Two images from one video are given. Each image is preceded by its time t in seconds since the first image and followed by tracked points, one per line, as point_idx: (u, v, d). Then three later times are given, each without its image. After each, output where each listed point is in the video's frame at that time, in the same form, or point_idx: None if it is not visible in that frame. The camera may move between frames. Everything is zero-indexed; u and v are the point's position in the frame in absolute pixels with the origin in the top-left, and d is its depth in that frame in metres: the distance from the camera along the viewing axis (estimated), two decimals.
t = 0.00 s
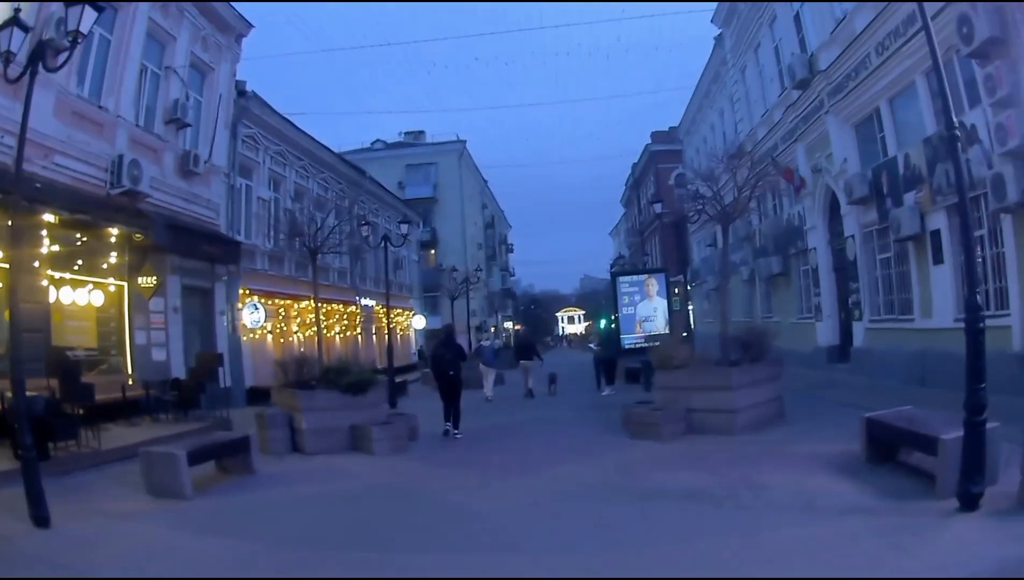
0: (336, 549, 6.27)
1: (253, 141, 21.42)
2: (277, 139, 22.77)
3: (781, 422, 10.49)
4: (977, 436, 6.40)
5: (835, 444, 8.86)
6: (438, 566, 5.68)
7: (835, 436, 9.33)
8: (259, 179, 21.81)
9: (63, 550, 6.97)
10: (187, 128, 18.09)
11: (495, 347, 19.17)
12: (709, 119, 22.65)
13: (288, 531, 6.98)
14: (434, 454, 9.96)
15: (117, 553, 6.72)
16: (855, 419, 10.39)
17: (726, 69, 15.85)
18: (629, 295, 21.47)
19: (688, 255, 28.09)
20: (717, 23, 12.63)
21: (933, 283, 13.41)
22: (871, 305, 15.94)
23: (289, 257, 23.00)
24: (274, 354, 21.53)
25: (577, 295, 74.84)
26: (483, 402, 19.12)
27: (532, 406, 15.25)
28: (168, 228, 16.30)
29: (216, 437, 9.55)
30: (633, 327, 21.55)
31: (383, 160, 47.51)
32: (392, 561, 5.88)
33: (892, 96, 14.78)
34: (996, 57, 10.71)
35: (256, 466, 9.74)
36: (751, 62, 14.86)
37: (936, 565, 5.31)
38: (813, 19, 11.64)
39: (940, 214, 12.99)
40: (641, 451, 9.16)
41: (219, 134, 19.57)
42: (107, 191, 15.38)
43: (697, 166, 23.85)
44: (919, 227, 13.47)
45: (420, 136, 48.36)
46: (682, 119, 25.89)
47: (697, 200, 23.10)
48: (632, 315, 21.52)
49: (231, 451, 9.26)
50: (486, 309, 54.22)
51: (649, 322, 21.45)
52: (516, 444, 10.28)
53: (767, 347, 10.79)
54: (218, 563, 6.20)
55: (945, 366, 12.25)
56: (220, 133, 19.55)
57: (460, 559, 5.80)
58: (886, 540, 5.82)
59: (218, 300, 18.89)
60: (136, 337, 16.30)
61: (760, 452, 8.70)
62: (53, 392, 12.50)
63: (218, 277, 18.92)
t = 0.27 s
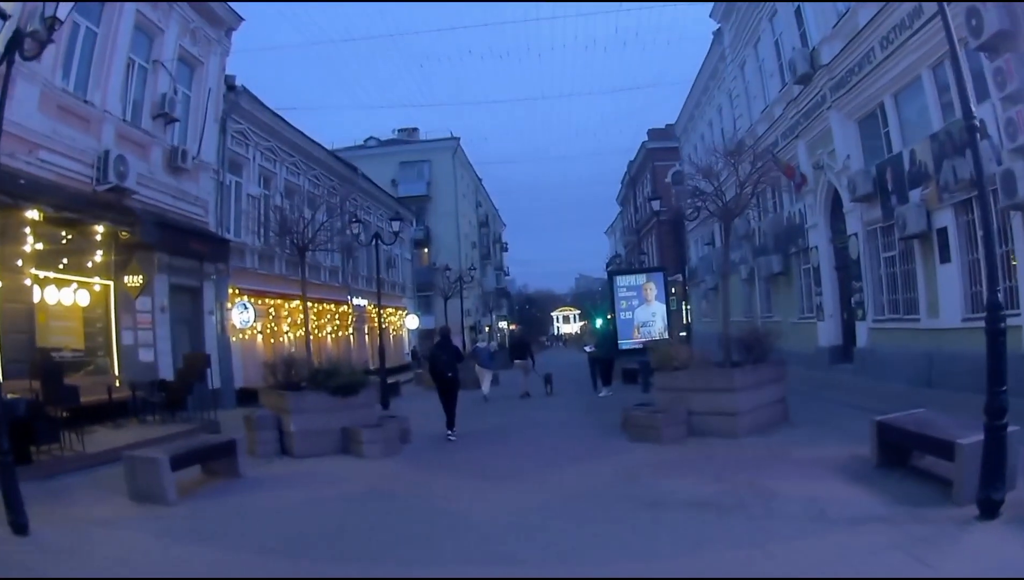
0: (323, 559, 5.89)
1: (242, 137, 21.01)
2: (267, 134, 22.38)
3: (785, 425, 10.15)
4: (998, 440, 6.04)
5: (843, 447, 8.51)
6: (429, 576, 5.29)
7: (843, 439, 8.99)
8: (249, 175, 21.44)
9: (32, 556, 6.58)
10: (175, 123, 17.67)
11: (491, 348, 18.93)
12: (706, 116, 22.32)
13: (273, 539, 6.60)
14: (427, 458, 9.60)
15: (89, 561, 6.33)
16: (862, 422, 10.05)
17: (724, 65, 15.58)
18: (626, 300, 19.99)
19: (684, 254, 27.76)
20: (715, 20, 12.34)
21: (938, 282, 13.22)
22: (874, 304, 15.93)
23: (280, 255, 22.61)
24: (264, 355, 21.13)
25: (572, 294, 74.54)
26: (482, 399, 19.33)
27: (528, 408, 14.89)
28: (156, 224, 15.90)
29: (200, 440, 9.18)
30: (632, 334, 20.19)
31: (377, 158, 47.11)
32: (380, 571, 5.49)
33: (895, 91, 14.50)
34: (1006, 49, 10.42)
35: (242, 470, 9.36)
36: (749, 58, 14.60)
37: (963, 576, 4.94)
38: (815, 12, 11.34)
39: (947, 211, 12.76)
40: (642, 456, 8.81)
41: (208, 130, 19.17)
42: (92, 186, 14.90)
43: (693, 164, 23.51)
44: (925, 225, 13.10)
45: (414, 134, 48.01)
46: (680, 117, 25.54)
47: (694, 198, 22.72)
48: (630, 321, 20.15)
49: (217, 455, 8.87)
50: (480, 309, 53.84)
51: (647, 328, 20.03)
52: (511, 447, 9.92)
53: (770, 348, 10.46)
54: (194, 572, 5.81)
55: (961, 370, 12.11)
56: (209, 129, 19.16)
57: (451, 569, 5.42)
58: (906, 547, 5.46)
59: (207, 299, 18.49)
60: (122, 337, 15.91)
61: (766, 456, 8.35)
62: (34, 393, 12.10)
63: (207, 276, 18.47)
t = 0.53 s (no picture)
0: (305, 563, 5.57)
1: (231, 130, 20.63)
2: (257, 128, 22.01)
3: (785, 425, 9.86)
4: (1015, 441, 5.77)
5: (847, 449, 8.23)
6: None
7: (846, 441, 8.71)
8: (239, 169, 21.08)
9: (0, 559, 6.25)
10: (164, 115, 16.88)
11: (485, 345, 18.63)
12: (703, 110, 21.99)
13: (255, 542, 6.29)
14: (416, 458, 9.29)
15: (59, 564, 6.00)
16: (865, 423, 9.77)
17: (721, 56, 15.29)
18: (622, 302, 19.57)
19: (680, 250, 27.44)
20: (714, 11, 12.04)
21: (944, 277, 13.05)
22: (876, 301, 15.79)
23: (269, 251, 22.27)
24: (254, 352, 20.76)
25: (566, 292, 74.20)
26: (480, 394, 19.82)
27: (521, 407, 14.57)
28: (143, 219, 15.51)
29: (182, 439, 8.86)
30: (627, 336, 19.69)
31: (371, 153, 46.63)
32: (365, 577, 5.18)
33: (898, 83, 14.22)
34: (1015, 38, 10.16)
35: (226, 471, 9.04)
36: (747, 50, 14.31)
37: None
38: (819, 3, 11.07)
39: (953, 205, 12.58)
40: (638, 456, 8.51)
41: (197, 121, 18.73)
42: (79, 179, 14.68)
43: (690, 158, 23.18)
44: (930, 219, 13.00)
45: (408, 130, 47.64)
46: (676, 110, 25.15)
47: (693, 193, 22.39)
48: (625, 324, 19.67)
49: (200, 456, 8.55)
50: (474, 306, 53.49)
51: (643, 330, 19.55)
52: (503, 448, 9.62)
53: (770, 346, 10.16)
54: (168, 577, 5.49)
55: (969, 368, 11.86)
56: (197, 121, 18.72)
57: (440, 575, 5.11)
58: (921, 552, 5.17)
59: (195, 295, 18.14)
60: (109, 334, 15.50)
61: (767, 458, 8.06)
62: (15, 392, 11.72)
63: (195, 271, 18.14)
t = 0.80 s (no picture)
0: (289, 563, 5.37)
1: (222, 118, 20.28)
2: (248, 115, 21.66)
3: (785, 417, 9.67)
4: None
5: (850, 445, 8.04)
6: None
7: (847, 436, 8.52)
8: (231, 157, 20.77)
9: None
10: (153, 103, 16.81)
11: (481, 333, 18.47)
12: (700, 96, 21.69)
13: (237, 541, 6.06)
14: (407, 451, 9.09)
15: (33, 565, 5.77)
16: (866, 417, 9.59)
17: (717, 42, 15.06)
18: (618, 290, 19.25)
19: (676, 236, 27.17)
20: None
21: (944, 270, 12.96)
22: (875, 290, 15.66)
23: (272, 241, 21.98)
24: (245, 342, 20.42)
25: (560, 277, 73.93)
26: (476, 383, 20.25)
27: (514, 395, 14.37)
28: (132, 209, 15.21)
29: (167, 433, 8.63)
30: (623, 324, 19.29)
31: (363, 138, 46.20)
32: None
33: (900, 71, 14.00)
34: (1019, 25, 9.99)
35: (212, 466, 8.82)
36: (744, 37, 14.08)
37: None
38: None
39: (956, 194, 12.43)
40: (634, 449, 8.32)
41: (189, 109, 18.56)
42: (64, 170, 14.19)
43: (686, 146, 22.88)
44: (932, 208, 12.95)
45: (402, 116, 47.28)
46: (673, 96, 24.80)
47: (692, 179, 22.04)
48: (622, 312, 19.25)
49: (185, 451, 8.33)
50: (468, 292, 53.27)
51: (639, 320, 19.23)
52: (496, 440, 9.42)
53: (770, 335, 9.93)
54: None
55: (971, 363, 11.78)
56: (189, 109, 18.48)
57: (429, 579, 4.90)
58: (930, 557, 4.98)
59: (185, 285, 17.80)
60: (97, 325, 15.20)
61: (767, 453, 7.86)
62: None
63: (185, 260, 17.84)
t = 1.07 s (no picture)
0: (274, 562, 5.21)
1: (214, 104, 20.01)
2: (241, 101, 21.40)
3: (783, 408, 9.54)
4: None
5: (850, 438, 7.90)
6: None
7: (848, 428, 8.38)
8: (223, 144, 20.52)
9: None
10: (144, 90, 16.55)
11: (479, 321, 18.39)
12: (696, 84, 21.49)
13: (223, 539, 5.90)
14: (398, 442, 8.94)
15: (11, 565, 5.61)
16: (866, 409, 9.45)
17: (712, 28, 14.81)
18: (613, 278, 19.08)
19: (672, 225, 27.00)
20: None
21: (943, 259, 12.88)
22: (873, 280, 15.56)
23: (278, 232, 21.80)
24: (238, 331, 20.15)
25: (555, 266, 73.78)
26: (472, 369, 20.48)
27: (508, 384, 14.22)
28: (121, 196, 15.00)
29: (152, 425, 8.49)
30: (618, 312, 19.17)
31: (359, 127, 45.97)
32: None
33: (898, 57, 13.88)
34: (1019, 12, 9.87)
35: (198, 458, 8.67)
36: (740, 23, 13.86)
37: None
38: None
39: (955, 183, 12.35)
40: (629, 441, 8.17)
41: (179, 96, 18.24)
42: (53, 157, 13.96)
43: (681, 135, 22.68)
44: (931, 197, 12.86)
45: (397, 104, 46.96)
46: (669, 85, 24.58)
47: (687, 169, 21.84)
48: (617, 300, 19.12)
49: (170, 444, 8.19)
50: (463, 280, 53.08)
51: (635, 309, 19.05)
52: (489, 431, 9.26)
53: (768, 324, 9.79)
54: None
55: (971, 355, 11.69)
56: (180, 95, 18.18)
57: None
58: (937, 558, 4.83)
59: (177, 273, 17.53)
60: (87, 315, 15.01)
61: (766, 447, 7.72)
62: None
63: (177, 248, 17.56)
